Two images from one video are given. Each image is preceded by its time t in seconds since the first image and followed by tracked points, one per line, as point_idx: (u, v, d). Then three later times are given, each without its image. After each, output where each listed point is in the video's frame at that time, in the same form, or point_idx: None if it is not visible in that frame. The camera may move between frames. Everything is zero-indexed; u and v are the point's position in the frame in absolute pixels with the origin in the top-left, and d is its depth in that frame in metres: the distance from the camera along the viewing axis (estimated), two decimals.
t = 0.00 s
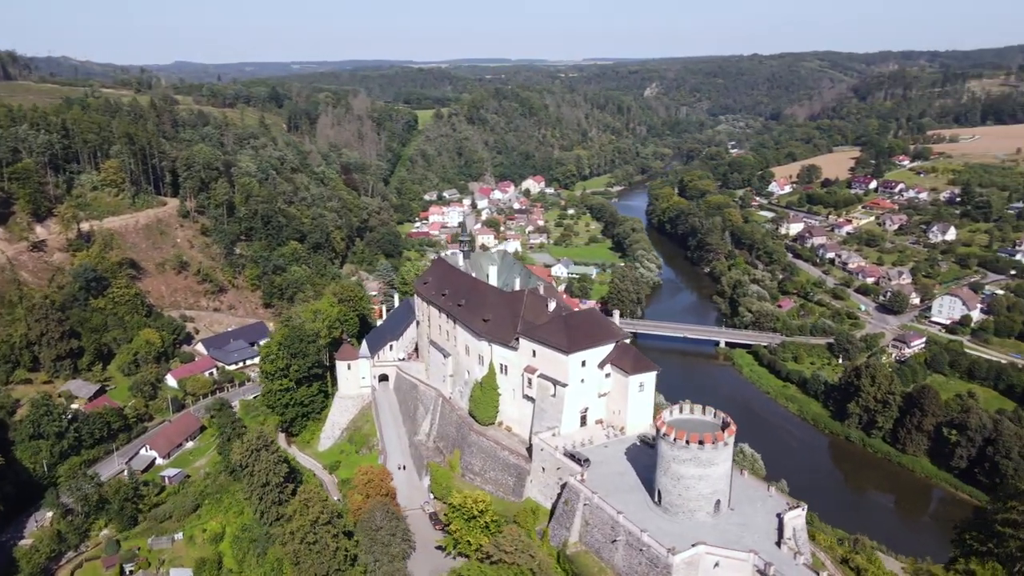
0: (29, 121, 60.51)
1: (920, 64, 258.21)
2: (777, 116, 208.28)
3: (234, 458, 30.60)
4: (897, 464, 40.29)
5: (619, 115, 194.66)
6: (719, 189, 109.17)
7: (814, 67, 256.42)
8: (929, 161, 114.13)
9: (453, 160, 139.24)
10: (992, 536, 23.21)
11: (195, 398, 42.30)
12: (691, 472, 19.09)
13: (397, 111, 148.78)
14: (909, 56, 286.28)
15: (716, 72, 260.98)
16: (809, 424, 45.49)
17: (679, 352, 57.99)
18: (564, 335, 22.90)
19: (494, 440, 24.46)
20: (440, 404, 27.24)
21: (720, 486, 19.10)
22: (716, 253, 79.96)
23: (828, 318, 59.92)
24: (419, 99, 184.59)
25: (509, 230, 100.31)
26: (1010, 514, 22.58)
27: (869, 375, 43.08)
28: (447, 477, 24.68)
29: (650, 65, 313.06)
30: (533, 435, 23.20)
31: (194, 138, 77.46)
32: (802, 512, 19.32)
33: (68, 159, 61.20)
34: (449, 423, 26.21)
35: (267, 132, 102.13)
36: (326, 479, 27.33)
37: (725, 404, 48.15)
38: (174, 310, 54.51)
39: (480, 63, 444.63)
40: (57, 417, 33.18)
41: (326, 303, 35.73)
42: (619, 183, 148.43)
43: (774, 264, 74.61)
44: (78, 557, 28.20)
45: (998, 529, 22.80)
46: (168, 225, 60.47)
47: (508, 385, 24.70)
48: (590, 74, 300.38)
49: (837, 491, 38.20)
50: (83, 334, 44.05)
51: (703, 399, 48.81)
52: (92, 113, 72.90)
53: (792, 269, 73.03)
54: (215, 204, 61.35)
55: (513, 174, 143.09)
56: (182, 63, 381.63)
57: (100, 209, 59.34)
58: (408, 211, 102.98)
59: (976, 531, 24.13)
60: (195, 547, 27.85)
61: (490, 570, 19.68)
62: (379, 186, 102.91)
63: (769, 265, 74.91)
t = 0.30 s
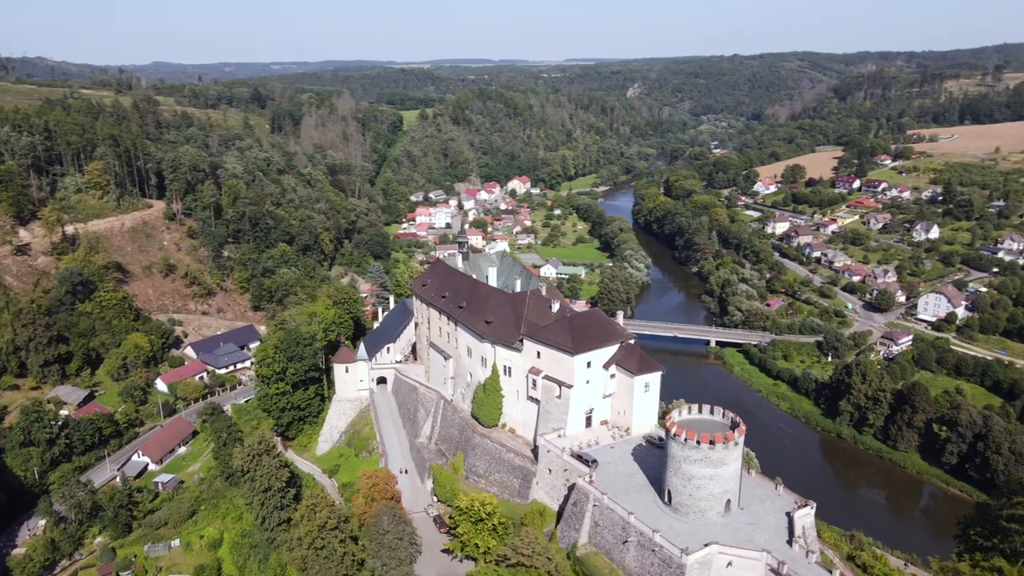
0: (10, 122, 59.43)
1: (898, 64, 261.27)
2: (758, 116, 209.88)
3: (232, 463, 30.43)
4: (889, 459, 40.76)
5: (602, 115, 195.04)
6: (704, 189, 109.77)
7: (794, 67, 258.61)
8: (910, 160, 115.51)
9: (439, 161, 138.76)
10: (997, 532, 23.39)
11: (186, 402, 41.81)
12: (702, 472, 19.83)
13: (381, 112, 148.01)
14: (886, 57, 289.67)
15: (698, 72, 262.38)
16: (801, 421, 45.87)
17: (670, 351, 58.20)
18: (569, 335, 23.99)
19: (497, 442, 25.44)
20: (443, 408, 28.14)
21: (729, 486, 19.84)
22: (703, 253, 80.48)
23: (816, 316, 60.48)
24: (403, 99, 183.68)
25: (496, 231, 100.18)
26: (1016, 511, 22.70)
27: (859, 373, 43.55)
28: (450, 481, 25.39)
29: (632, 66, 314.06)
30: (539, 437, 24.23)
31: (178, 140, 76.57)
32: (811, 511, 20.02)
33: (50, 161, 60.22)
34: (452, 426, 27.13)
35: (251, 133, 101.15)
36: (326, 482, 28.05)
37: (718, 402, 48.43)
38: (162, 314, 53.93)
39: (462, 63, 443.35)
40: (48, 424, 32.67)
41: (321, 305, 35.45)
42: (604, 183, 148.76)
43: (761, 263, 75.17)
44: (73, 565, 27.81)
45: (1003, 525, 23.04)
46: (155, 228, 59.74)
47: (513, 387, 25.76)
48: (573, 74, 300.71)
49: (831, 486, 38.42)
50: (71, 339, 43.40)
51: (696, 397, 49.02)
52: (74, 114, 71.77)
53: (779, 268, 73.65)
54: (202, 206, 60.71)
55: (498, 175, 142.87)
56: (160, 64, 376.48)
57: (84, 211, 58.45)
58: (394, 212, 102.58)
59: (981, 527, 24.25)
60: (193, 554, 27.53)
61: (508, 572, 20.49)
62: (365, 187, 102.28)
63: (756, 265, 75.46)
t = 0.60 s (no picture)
0: None
1: (876, 65, 264.53)
2: (740, 116, 211.53)
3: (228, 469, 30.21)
4: (880, 456, 41.20)
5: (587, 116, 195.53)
6: (690, 189, 110.37)
7: (774, 68, 260.94)
8: (892, 160, 116.88)
9: (425, 162, 138.39)
10: (1000, 527, 23.15)
11: (177, 407, 41.34)
12: (712, 472, 20.17)
13: (366, 113, 147.29)
14: (865, 57, 293.09)
15: (680, 73, 263.92)
16: (792, 420, 46.22)
17: (661, 351, 58.38)
18: (574, 338, 24.10)
19: (502, 444, 25.68)
20: (444, 410, 28.33)
21: (739, 485, 20.21)
22: (691, 253, 80.96)
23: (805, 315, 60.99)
24: (387, 100, 182.87)
25: (483, 232, 100.08)
26: (1018, 506, 22.42)
27: (850, 371, 44.01)
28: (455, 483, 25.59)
29: (614, 66, 314.96)
30: (545, 440, 24.47)
31: (162, 142, 75.68)
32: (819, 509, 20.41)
33: (32, 164, 59.32)
34: (455, 428, 27.33)
35: (235, 135, 100.21)
36: (325, 486, 28.25)
37: (710, 399, 48.64)
38: (149, 318, 53.36)
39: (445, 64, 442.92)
40: (38, 431, 32.18)
41: (316, 309, 35.29)
42: (590, 184, 149.19)
43: (748, 263, 75.66)
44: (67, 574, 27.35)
45: (1007, 520, 22.69)
46: (141, 231, 59.02)
47: (516, 389, 26.03)
48: (557, 75, 301.13)
49: (824, 483, 38.72)
50: (59, 344, 42.83)
51: (688, 395, 49.24)
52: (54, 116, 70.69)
53: (767, 267, 74.18)
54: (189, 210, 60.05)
55: (484, 176, 142.75)
56: (139, 65, 371.93)
57: (68, 214, 57.59)
58: (381, 214, 102.19)
59: (984, 523, 23.99)
60: (190, 561, 27.20)
61: None
62: (351, 189, 101.74)
63: (743, 264, 75.94)
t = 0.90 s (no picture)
0: None
1: (855, 66, 267.59)
2: (722, 116, 213.01)
3: (224, 474, 30.01)
4: (871, 453, 41.65)
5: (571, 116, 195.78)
6: (676, 188, 110.88)
7: (755, 69, 263.08)
8: (874, 159, 118.20)
9: (410, 163, 137.89)
10: (1004, 522, 23.37)
11: (167, 412, 40.84)
12: (722, 472, 20.58)
13: (350, 113, 146.37)
14: (843, 57, 296.25)
15: (662, 73, 265.13)
16: (784, 418, 46.58)
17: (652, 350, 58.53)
18: (580, 339, 24.60)
19: (506, 446, 26.09)
20: (445, 413, 28.67)
21: (749, 484, 20.66)
22: (679, 252, 81.36)
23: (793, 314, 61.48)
24: (370, 101, 181.84)
25: (470, 232, 99.87)
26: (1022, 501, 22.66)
27: (841, 368, 44.41)
28: (459, 485, 26.04)
29: (596, 67, 315.78)
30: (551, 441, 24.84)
31: (146, 143, 74.68)
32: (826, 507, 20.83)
33: (14, 166, 58.33)
34: (457, 431, 27.72)
35: (219, 136, 99.14)
36: (325, 490, 28.23)
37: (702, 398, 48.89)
38: (137, 322, 52.75)
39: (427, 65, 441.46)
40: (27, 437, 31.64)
41: (311, 311, 35.06)
42: (575, 184, 149.43)
43: (736, 262, 76.19)
44: None
45: (1011, 515, 22.95)
46: (126, 233, 58.24)
47: (520, 390, 26.39)
48: (540, 75, 301.24)
49: (815, 479, 38.99)
50: (46, 349, 42.14)
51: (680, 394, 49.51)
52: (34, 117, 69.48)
53: (754, 266, 74.69)
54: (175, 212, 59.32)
55: (470, 176, 142.45)
56: (116, 65, 367.02)
57: (51, 217, 56.69)
58: (367, 216, 101.66)
59: (987, 517, 24.23)
60: (187, 568, 26.91)
61: None
62: (337, 190, 101.10)
63: (731, 263, 76.45)
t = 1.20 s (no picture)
0: None
1: (835, 66, 270.44)
2: (705, 116, 214.42)
3: (221, 478, 29.86)
4: (863, 449, 42.07)
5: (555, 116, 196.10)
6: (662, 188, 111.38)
7: (737, 69, 265.15)
8: (857, 159, 119.47)
9: (396, 164, 137.46)
10: (1008, 516, 23.60)
11: (159, 416, 40.44)
12: (732, 470, 20.82)
13: (334, 114, 145.57)
14: (823, 58, 299.19)
15: (645, 74, 266.26)
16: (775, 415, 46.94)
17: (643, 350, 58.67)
18: (586, 339, 24.68)
19: (510, 447, 26.17)
20: (447, 415, 28.68)
21: (759, 483, 20.90)
22: (667, 252, 81.78)
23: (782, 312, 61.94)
24: (354, 101, 180.90)
25: (458, 232, 99.71)
26: None
27: (832, 366, 44.83)
28: (462, 488, 26.10)
29: (579, 67, 316.49)
30: (557, 442, 24.96)
31: (130, 145, 73.75)
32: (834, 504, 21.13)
33: None
34: (460, 432, 27.79)
35: (203, 137, 98.19)
36: (325, 494, 28.26)
37: (693, 396, 49.03)
38: (124, 326, 52.16)
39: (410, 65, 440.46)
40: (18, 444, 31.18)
41: (307, 313, 34.84)
42: (560, 184, 149.69)
43: (724, 261, 76.70)
44: None
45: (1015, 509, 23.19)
46: (112, 236, 57.56)
47: (524, 391, 26.46)
48: (524, 75, 301.40)
49: (808, 476, 39.26)
50: (34, 354, 41.53)
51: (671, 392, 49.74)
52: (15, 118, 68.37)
53: (742, 265, 75.21)
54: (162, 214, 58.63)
55: (456, 177, 142.23)
56: (94, 65, 362.69)
57: (35, 219, 55.87)
58: (354, 217, 101.22)
59: (991, 512, 24.44)
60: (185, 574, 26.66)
61: None
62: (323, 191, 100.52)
63: (719, 262, 76.93)
